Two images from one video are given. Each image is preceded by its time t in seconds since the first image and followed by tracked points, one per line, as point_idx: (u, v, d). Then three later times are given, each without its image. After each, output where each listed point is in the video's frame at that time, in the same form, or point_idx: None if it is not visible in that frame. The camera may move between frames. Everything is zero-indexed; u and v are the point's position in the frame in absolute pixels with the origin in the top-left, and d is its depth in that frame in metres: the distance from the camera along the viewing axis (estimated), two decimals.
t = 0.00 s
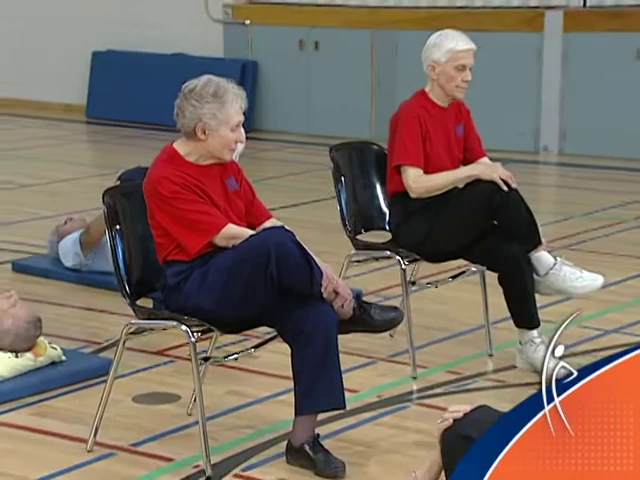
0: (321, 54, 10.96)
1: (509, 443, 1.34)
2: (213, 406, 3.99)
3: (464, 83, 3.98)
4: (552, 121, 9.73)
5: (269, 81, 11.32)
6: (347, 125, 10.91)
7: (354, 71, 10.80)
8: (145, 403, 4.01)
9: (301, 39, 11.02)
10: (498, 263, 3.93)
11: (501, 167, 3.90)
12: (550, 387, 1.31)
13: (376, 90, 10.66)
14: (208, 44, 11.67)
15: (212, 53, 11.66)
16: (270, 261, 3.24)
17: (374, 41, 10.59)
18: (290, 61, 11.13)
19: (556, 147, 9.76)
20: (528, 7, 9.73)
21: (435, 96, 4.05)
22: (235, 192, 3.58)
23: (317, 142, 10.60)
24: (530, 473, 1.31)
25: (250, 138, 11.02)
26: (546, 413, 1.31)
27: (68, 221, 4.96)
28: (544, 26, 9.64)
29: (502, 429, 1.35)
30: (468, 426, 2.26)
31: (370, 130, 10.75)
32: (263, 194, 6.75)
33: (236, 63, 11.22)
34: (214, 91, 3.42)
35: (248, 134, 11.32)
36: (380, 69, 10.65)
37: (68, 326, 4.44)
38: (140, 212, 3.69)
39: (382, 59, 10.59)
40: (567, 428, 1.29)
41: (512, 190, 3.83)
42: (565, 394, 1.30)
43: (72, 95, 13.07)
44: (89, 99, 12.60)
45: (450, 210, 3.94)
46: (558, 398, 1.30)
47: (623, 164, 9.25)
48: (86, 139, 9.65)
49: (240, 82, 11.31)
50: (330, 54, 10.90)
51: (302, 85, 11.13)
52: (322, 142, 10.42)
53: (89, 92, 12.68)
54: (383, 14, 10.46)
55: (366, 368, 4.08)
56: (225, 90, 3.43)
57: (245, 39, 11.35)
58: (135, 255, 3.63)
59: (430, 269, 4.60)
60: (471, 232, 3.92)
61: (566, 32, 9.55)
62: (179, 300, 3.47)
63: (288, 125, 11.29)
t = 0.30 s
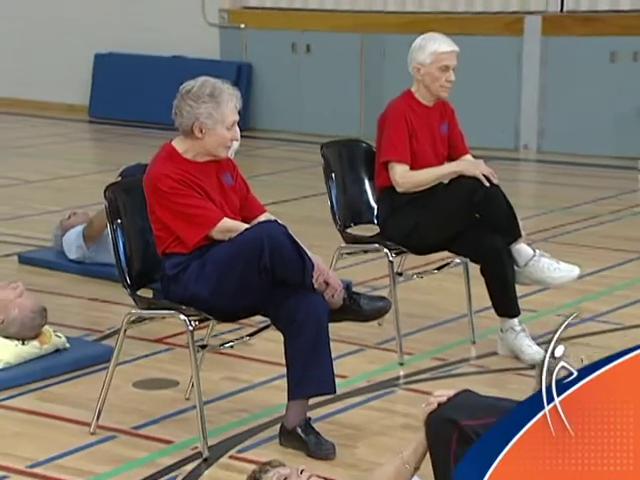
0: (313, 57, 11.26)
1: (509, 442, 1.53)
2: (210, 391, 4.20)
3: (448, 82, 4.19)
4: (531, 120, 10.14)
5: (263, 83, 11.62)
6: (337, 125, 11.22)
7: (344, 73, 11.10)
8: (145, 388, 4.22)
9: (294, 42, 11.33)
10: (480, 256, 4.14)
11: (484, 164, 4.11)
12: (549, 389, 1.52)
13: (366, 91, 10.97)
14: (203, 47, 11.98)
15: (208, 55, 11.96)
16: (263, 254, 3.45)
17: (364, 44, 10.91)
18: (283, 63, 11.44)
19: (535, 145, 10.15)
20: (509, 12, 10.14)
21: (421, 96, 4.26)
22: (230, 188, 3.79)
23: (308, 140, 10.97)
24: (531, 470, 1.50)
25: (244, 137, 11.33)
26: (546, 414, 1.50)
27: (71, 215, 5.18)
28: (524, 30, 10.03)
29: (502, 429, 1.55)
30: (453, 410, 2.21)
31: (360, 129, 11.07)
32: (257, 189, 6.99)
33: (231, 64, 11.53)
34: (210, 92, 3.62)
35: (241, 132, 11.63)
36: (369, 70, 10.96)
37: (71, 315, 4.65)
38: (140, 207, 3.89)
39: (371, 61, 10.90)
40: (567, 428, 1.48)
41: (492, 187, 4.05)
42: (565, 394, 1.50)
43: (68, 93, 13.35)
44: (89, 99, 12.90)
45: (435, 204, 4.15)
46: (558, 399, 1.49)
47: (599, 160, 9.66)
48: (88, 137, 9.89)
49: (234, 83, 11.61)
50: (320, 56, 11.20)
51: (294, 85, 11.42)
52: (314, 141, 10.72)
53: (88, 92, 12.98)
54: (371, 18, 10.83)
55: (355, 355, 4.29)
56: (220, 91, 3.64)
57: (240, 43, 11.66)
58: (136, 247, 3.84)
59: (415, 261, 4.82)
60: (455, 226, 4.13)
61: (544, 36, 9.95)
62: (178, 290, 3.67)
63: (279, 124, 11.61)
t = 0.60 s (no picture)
0: (304, 58, 11.60)
1: (509, 442, 1.60)
2: (208, 376, 4.43)
3: (433, 79, 4.41)
4: (512, 119, 10.49)
5: (257, 84, 11.98)
6: (328, 125, 11.56)
7: (334, 74, 11.44)
8: (146, 373, 4.45)
9: (287, 44, 11.68)
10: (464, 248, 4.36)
11: (467, 160, 4.33)
12: (549, 389, 1.60)
13: (356, 91, 11.31)
14: (199, 50, 12.34)
15: (204, 57, 12.31)
16: (258, 246, 3.67)
17: (354, 47, 11.26)
18: (276, 64, 11.78)
19: (516, 141, 10.52)
20: (490, 16, 10.48)
21: (407, 94, 4.48)
22: (227, 183, 4.02)
23: (299, 137, 11.33)
24: (530, 470, 1.58)
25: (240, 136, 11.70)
26: (546, 414, 1.58)
27: (75, 209, 5.39)
28: (505, 33, 10.37)
29: (501, 430, 1.62)
30: (438, 392, 2.30)
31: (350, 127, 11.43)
32: (252, 183, 7.25)
33: (226, 66, 11.87)
34: (206, 91, 3.84)
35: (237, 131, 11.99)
36: (358, 72, 11.30)
37: (76, 304, 4.88)
38: (141, 201, 4.12)
39: (361, 64, 11.25)
40: (566, 428, 1.56)
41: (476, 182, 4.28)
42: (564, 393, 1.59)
43: (70, 93, 13.72)
44: (91, 99, 13.27)
45: (421, 198, 4.38)
46: (557, 400, 1.58)
47: (576, 157, 9.96)
48: (91, 135, 10.18)
49: (229, 83, 11.96)
50: (312, 59, 11.55)
51: (286, 86, 11.76)
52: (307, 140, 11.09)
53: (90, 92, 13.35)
54: (358, 21, 11.16)
55: (344, 341, 4.53)
56: (216, 89, 3.86)
57: (235, 45, 12.02)
58: (137, 239, 4.06)
59: (403, 252, 5.06)
60: (439, 219, 4.36)
61: (524, 38, 10.27)
62: (177, 280, 3.89)
63: (272, 123, 11.96)
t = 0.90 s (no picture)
0: (298, 60, 12.13)
1: (511, 440, 2.08)
2: (205, 362, 4.67)
3: (418, 78, 4.64)
4: (494, 116, 11.03)
5: (253, 84, 12.51)
6: (322, 123, 12.11)
7: (327, 75, 11.96)
8: (147, 359, 4.69)
9: (281, 46, 12.20)
10: (450, 239, 4.60)
11: (452, 155, 4.58)
12: (551, 391, 2.11)
13: (347, 91, 11.84)
14: (197, 51, 12.83)
15: (202, 58, 12.80)
16: (254, 238, 3.91)
17: (345, 50, 11.78)
18: (271, 65, 12.30)
19: (498, 139, 11.06)
20: (474, 19, 10.95)
21: (395, 93, 4.71)
22: (223, 178, 4.25)
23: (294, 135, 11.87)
24: (530, 467, 2.05)
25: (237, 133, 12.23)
26: (547, 415, 2.08)
27: (79, 203, 5.64)
28: (487, 36, 10.88)
29: (504, 429, 2.10)
30: (423, 375, 2.43)
31: (342, 126, 11.97)
32: (248, 178, 7.54)
33: (224, 67, 12.39)
34: (204, 90, 4.07)
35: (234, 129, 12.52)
36: (349, 73, 11.81)
37: (80, 294, 5.12)
38: (141, 196, 4.35)
39: (352, 65, 11.76)
40: (566, 428, 2.05)
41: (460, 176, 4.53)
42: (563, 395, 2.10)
43: (71, 92, 14.24)
44: (94, 97, 13.75)
45: (407, 193, 4.60)
46: (558, 403, 2.08)
47: (555, 153, 10.55)
48: (96, 132, 10.56)
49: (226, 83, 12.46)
50: (306, 61, 12.09)
51: (281, 86, 12.30)
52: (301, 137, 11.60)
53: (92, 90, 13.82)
54: (348, 24, 11.66)
55: (335, 329, 4.78)
56: (213, 89, 4.09)
57: (231, 48, 12.52)
58: (138, 232, 4.29)
59: (391, 244, 5.31)
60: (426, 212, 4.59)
61: (505, 41, 10.79)
62: (176, 270, 4.12)
63: (268, 122, 12.50)
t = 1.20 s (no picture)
0: (292, 60, 12.49)
1: (511, 441, 2.13)
2: (203, 347, 4.91)
3: (406, 77, 4.87)
4: (478, 113, 11.42)
5: (248, 84, 12.89)
6: (316, 121, 12.49)
7: (320, 74, 12.33)
8: (148, 344, 4.93)
9: (275, 47, 12.56)
10: (435, 231, 4.84)
11: (437, 150, 4.81)
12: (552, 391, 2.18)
13: (339, 90, 12.21)
14: (194, 51, 13.19)
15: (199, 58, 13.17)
16: (250, 229, 4.15)
17: (336, 52, 12.15)
18: (265, 65, 12.66)
19: (481, 135, 11.45)
20: (458, 21, 11.31)
21: (384, 91, 4.94)
22: (220, 172, 4.49)
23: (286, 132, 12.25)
24: (530, 469, 2.09)
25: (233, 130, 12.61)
26: (547, 415, 2.14)
27: (83, 197, 5.88)
28: (471, 38, 11.25)
29: (504, 428, 2.15)
30: (410, 360, 2.66)
31: (334, 123, 12.35)
32: (242, 172, 7.80)
33: (221, 67, 12.74)
34: (202, 88, 4.30)
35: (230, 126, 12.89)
36: (341, 72, 12.17)
37: (85, 283, 5.37)
38: (143, 189, 4.59)
39: (343, 66, 12.13)
40: (567, 427, 2.11)
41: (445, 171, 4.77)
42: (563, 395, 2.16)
43: (72, 91, 14.64)
44: (95, 95, 14.11)
45: (395, 187, 4.84)
46: (559, 403, 2.14)
47: (536, 149, 10.95)
48: (98, 129, 10.84)
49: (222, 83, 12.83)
50: (298, 61, 12.44)
51: (275, 86, 12.67)
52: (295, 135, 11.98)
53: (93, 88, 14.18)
54: (339, 26, 12.02)
55: (328, 315, 5.04)
56: (211, 87, 4.31)
57: (228, 48, 12.88)
58: (139, 223, 4.54)
59: (380, 235, 5.57)
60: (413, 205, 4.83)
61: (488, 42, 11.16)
62: (175, 261, 4.36)
63: (262, 119, 12.88)
